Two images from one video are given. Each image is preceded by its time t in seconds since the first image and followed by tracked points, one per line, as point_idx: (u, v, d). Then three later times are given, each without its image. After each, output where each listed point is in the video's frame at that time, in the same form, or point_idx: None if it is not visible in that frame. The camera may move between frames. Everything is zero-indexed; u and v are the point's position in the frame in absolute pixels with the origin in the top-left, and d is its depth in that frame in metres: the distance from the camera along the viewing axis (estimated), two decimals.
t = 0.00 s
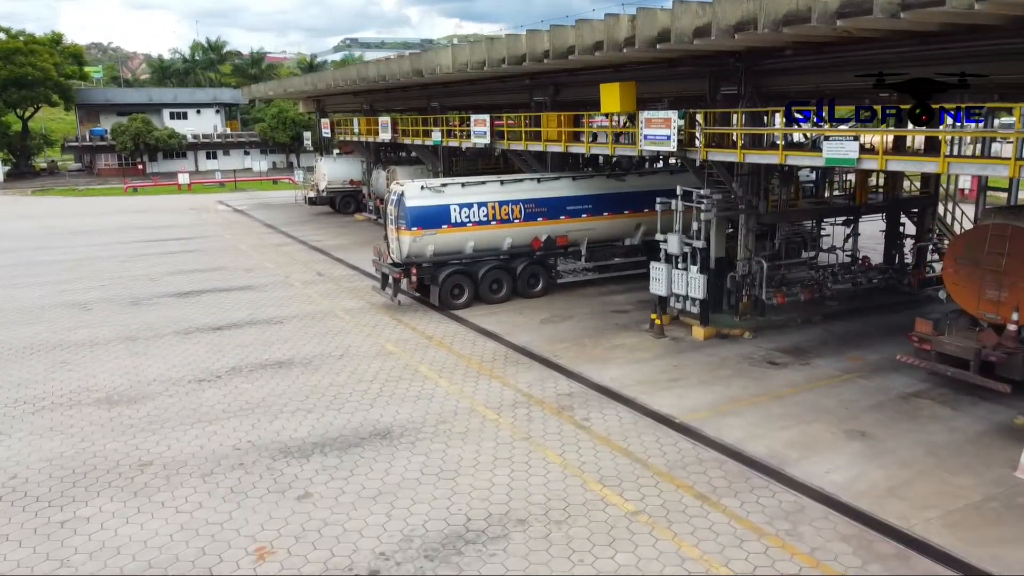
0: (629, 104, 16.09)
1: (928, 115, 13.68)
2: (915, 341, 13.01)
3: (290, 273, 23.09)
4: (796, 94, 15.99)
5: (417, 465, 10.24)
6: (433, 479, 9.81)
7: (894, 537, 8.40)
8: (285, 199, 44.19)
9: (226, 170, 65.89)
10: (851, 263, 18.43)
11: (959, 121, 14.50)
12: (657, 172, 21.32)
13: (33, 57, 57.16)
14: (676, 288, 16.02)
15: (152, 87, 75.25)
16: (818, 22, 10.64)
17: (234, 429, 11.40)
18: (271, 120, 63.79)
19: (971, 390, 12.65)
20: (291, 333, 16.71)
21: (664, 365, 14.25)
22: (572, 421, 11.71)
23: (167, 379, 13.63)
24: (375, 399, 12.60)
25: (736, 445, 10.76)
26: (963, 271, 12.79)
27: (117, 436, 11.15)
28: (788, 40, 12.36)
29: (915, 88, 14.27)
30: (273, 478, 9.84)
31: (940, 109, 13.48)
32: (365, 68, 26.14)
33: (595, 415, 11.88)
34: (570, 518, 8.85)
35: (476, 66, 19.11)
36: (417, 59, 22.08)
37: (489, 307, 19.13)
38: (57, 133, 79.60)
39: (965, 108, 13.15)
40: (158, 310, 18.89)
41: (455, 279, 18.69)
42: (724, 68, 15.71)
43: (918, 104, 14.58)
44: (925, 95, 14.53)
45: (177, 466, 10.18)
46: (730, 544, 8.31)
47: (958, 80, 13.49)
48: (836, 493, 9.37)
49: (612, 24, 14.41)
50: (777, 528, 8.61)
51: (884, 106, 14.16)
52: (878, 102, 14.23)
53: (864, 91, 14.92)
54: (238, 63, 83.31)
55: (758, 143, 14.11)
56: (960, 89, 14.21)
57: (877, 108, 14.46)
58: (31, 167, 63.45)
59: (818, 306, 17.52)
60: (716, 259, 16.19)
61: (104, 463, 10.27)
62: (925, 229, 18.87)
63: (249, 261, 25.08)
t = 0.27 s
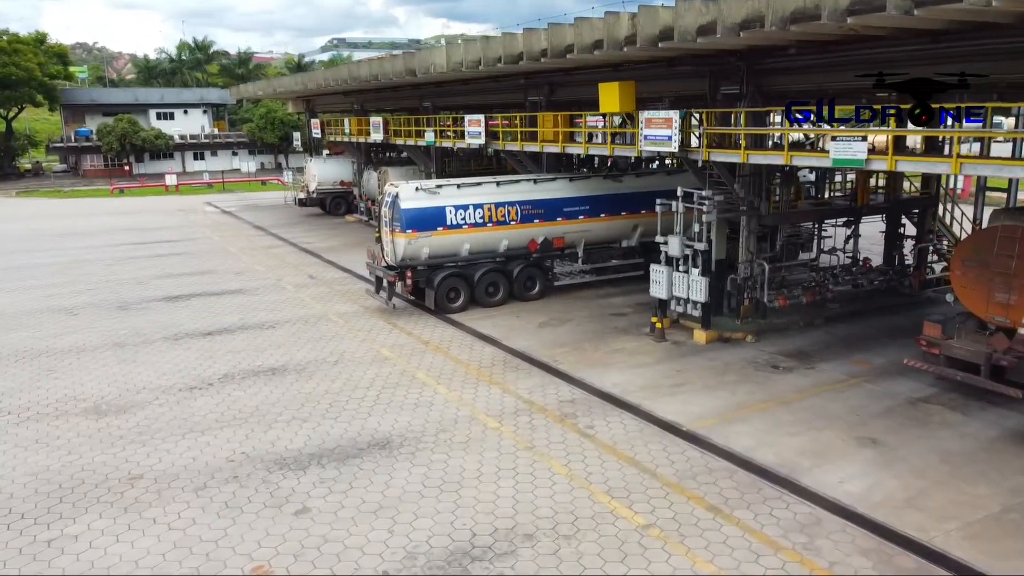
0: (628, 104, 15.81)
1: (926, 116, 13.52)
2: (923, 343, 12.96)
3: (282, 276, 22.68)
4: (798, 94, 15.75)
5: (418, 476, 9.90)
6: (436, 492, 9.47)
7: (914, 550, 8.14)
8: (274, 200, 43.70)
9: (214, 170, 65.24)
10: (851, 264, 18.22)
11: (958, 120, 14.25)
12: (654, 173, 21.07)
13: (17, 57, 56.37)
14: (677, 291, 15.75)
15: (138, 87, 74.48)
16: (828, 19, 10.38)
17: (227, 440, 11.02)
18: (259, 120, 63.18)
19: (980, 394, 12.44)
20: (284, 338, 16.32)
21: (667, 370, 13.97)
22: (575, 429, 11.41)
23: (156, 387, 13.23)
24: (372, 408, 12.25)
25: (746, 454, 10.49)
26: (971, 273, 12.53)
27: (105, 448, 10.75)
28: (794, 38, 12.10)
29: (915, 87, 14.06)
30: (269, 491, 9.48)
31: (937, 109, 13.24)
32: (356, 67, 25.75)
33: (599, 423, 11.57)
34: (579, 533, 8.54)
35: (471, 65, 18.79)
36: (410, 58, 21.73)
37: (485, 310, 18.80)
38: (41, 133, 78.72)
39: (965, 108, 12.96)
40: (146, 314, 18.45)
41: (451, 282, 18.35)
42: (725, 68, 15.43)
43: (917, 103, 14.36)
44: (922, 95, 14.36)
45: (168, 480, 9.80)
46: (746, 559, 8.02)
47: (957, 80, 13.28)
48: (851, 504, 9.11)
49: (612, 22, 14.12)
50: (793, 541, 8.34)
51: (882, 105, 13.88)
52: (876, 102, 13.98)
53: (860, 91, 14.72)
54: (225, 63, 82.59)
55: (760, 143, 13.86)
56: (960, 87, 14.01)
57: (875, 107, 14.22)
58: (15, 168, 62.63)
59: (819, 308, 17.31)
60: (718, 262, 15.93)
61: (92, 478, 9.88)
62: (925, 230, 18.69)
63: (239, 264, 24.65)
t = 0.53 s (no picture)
0: (630, 104, 15.55)
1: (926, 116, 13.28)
2: (932, 347, 12.69)
3: (275, 279, 22.30)
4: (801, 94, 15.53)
5: (421, 488, 9.59)
6: (441, 504, 9.17)
7: (937, 563, 7.90)
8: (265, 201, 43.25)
9: (204, 171, 64.66)
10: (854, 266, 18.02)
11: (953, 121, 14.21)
12: (653, 174, 20.83)
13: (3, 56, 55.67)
14: (680, 294, 15.50)
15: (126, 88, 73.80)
16: (840, 17, 10.14)
17: (223, 451, 10.68)
18: (249, 120, 62.66)
19: (991, 399, 12.23)
20: (279, 343, 15.98)
21: (672, 375, 13.71)
22: (581, 438, 11.12)
23: (149, 395, 12.87)
24: (371, 416, 11.93)
25: (758, 463, 10.23)
26: (981, 275, 12.27)
27: (96, 460, 10.39)
28: (802, 36, 11.86)
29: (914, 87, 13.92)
30: (267, 505, 9.15)
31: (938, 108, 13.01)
32: (350, 67, 25.40)
33: (605, 431, 11.30)
34: (591, 547, 8.25)
35: (469, 65, 18.48)
36: (406, 57, 21.41)
37: (484, 314, 18.49)
38: (28, 134, 77.95)
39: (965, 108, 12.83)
40: (137, 319, 18.06)
41: (448, 285, 18.03)
42: (728, 67, 15.16)
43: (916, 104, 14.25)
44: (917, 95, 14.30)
45: (163, 493, 9.46)
46: (765, 574, 7.75)
47: (958, 80, 13.18)
48: (868, 515, 8.87)
49: (614, 20, 13.85)
50: (812, 555, 8.09)
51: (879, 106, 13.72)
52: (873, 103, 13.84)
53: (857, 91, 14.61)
54: (214, 63, 81.97)
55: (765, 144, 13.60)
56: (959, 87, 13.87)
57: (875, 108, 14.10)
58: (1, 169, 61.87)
59: (822, 310, 17.10)
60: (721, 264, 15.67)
61: (83, 492, 9.53)
62: (927, 231, 18.52)
63: (231, 267, 24.26)
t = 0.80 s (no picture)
0: (632, 104, 15.26)
1: (926, 116, 13.03)
2: (943, 352, 12.45)
3: (268, 282, 21.92)
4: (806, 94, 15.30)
5: (427, 501, 9.27)
6: (448, 518, 8.85)
7: None
8: (256, 203, 42.76)
9: (193, 172, 64.05)
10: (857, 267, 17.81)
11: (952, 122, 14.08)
12: (652, 174, 20.57)
13: None
14: (684, 297, 15.24)
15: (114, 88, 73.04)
16: (855, 14, 9.89)
17: (219, 463, 10.32)
18: (239, 120, 62.08)
19: (1003, 404, 12.03)
20: (274, 348, 15.61)
21: (678, 380, 13.45)
22: (589, 446, 10.83)
23: (141, 403, 12.49)
24: (372, 425, 11.60)
25: (771, 472, 9.96)
26: (992, 279, 12.14)
27: (88, 473, 10.02)
28: (812, 34, 11.61)
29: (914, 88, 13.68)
30: (267, 520, 8.81)
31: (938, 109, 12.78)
32: (343, 66, 25.03)
33: (613, 439, 11.00)
34: (606, 563, 7.95)
35: (466, 64, 18.16)
36: (401, 56, 21.07)
37: (482, 317, 18.17)
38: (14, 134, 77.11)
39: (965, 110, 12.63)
40: (128, 324, 17.65)
41: (446, 288, 17.70)
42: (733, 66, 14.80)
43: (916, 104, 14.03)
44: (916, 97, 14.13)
45: (158, 508, 9.10)
46: None
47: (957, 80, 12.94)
48: (889, 527, 8.61)
49: (618, 18, 13.57)
50: (835, 569, 7.82)
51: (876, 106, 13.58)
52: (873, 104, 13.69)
53: (856, 91, 14.47)
54: (203, 62, 81.28)
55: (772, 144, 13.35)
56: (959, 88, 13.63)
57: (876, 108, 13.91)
58: None
59: (826, 313, 16.88)
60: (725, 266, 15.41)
61: (74, 507, 9.16)
62: (930, 232, 18.33)
63: (223, 269, 23.85)
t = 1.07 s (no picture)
0: (635, 104, 15.01)
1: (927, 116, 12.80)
2: (955, 355, 12.26)
3: (262, 286, 21.55)
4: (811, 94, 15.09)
5: (434, 514, 8.97)
6: (456, 532, 8.56)
7: None
8: (247, 204, 42.32)
9: (182, 173, 63.45)
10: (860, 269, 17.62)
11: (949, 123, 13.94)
12: (652, 175, 20.34)
13: None
14: (688, 300, 14.99)
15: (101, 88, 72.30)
16: (871, 12, 9.68)
17: (217, 474, 9.99)
18: (229, 121, 61.53)
19: (1016, 409, 11.85)
20: (270, 354, 15.27)
21: (684, 385, 13.20)
22: (598, 455, 10.55)
23: (135, 412, 12.13)
24: (374, 434, 11.29)
25: (786, 481, 9.73)
26: (1003, 282, 11.92)
27: (81, 486, 9.67)
28: (823, 33, 11.39)
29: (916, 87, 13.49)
30: (269, 535, 8.49)
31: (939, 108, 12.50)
32: (337, 66, 24.71)
33: (622, 447, 10.74)
34: None
35: (464, 63, 17.86)
36: (397, 55, 20.76)
37: (482, 320, 17.87)
38: None
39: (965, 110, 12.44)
40: (119, 329, 17.26)
41: (445, 291, 17.39)
42: (737, 66, 14.59)
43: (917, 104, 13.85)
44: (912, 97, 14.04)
45: (155, 523, 8.77)
46: None
47: (958, 80, 12.77)
48: (910, 538, 8.39)
49: (622, 16, 13.32)
50: None
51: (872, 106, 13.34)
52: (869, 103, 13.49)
53: (857, 91, 14.29)
54: (191, 63, 80.63)
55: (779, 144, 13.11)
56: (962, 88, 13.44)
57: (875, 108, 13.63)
58: None
59: (830, 315, 16.68)
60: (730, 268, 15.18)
61: (67, 523, 8.81)
62: (933, 234, 18.17)
63: (215, 272, 23.45)
